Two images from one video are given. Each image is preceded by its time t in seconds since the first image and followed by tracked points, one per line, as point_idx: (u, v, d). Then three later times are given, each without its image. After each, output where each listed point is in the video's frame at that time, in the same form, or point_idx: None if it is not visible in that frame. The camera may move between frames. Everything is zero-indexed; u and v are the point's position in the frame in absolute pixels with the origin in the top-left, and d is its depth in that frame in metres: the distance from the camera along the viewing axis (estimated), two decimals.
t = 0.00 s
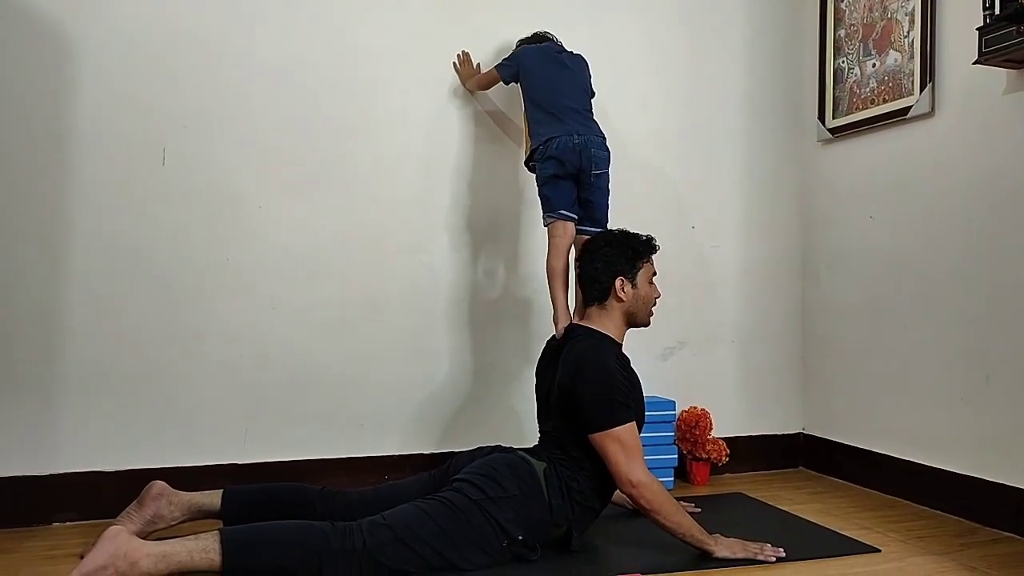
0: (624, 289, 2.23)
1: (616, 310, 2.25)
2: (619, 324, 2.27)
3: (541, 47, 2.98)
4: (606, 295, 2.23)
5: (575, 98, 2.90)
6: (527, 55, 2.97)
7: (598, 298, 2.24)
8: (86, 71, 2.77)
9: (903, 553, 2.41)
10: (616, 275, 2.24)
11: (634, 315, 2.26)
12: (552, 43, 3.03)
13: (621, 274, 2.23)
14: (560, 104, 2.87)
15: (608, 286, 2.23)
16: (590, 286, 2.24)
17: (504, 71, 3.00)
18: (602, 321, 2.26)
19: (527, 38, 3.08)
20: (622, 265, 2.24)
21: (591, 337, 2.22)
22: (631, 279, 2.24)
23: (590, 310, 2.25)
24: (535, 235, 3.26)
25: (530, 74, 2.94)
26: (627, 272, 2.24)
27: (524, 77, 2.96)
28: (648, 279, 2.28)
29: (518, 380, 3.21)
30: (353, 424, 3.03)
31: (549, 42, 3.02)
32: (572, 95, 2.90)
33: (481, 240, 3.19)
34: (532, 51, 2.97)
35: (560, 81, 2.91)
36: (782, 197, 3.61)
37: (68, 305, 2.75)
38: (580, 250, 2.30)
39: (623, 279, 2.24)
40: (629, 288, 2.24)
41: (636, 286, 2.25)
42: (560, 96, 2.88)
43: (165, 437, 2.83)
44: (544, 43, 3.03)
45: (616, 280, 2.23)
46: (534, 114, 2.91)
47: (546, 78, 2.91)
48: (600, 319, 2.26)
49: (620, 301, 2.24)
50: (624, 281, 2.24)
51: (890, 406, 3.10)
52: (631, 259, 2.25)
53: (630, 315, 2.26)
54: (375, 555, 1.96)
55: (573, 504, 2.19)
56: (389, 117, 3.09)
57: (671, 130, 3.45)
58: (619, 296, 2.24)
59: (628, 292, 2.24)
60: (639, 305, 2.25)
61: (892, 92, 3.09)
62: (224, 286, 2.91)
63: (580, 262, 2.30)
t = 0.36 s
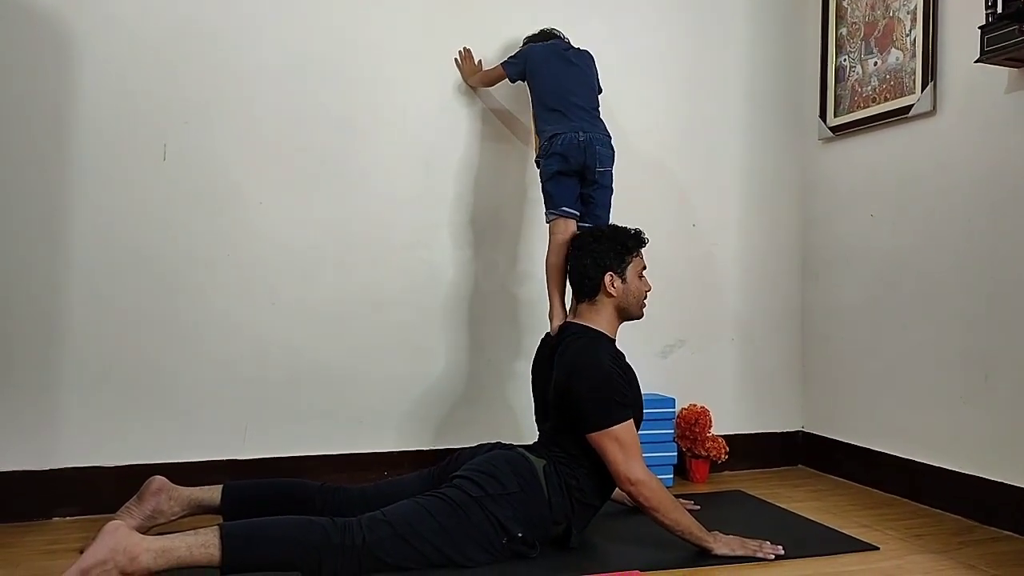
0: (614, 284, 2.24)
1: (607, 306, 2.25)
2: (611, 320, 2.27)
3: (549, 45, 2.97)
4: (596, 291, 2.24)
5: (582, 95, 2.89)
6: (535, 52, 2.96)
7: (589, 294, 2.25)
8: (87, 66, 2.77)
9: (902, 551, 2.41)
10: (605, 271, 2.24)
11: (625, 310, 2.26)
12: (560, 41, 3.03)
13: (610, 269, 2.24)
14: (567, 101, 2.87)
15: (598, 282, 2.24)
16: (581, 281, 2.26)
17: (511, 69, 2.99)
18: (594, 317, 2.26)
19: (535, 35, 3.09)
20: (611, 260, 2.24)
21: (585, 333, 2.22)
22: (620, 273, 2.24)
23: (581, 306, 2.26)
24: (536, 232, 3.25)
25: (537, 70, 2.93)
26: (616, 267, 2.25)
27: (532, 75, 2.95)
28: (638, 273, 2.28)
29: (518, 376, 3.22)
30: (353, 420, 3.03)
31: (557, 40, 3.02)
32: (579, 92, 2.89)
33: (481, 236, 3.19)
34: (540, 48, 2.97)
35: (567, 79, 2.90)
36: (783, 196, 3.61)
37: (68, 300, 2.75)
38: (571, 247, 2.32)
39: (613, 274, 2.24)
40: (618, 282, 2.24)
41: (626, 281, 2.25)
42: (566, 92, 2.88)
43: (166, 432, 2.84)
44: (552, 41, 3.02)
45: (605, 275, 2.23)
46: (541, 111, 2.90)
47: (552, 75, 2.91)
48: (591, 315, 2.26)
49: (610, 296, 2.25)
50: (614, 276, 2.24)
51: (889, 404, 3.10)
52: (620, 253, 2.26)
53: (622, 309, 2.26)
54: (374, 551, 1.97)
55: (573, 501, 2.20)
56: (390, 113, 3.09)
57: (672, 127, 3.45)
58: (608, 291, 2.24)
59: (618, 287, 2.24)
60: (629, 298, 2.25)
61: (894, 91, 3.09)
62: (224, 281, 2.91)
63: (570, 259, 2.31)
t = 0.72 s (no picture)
0: (612, 278, 2.23)
1: (606, 299, 2.25)
2: (609, 313, 2.27)
3: (549, 38, 2.97)
4: (594, 284, 2.24)
5: (578, 90, 2.89)
6: (534, 43, 2.95)
7: (586, 287, 2.25)
8: (87, 57, 2.77)
9: (900, 544, 2.42)
10: (603, 264, 2.23)
11: (623, 303, 2.26)
12: (562, 34, 3.01)
13: (609, 263, 2.23)
14: (563, 96, 2.87)
15: (596, 275, 2.23)
16: (580, 274, 2.26)
17: (510, 60, 2.98)
18: (592, 310, 2.26)
19: (540, 23, 3.05)
20: (610, 254, 2.23)
21: (582, 326, 2.23)
22: (619, 268, 2.24)
23: (578, 299, 2.26)
24: (536, 224, 3.25)
25: (536, 64, 2.92)
26: (615, 261, 2.24)
27: (530, 68, 2.94)
28: (638, 267, 2.27)
29: (517, 369, 3.22)
30: (352, 412, 3.04)
31: (559, 32, 3.00)
32: (576, 87, 2.89)
33: (480, 228, 3.19)
34: (540, 40, 2.95)
35: (565, 73, 2.90)
36: (784, 190, 3.61)
37: (68, 291, 2.75)
38: (571, 239, 2.31)
39: (611, 268, 2.23)
40: (616, 277, 2.23)
41: (624, 275, 2.24)
42: (563, 87, 2.88)
43: (166, 423, 2.84)
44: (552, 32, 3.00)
45: (603, 269, 2.23)
46: (539, 106, 2.90)
47: (551, 69, 2.90)
48: (589, 308, 2.27)
49: (608, 290, 2.24)
50: (612, 270, 2.23)
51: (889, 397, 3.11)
52: (620, 247, 2.24)
53: (619, 303, 2.26)
54: (373, 542, 1.99)
55: (572, 493, 2.21)
56: (391, 106, 3.09)
57: (673, 121, 3.45)
58: (606, 285, 2.24)
59: (616, 281, 2.24)
60: (627, 292, 2.25)
61: (895, 85, 3.09)
62: (224, 273, 2.91)
63: (570, 250, 2.31)
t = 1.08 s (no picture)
0: (615, 271, 2.23)
1: (609, 293, 2.26)
2: (613, 306, 2.27)
3: (551, 29, 2.95)
4: (597, 278, 2.24)
5: (579, 84, 2.88)
6: (534, 35, 2.94)
7: (590, 280, 2.26)
8: (90, 48, 2.77)
9: (901, 538, 2.42)
10: (606, 258, 2.23)
11: (627, 296, 2.26)
12: (565, 25, 2.99)
13: (611, 256, 2.23)
14: (564, 91, 2.86)
15: (599, 268, 2.23)
16: (583, 267, 2.25)
17: (512, 53, 2.97)
18: (595, 304, 2.27)
19: (540, 13, 3.04)
20: (613, 247, 2.23)
21: (586, 319, 2.23)
22: (622, 260, 2.23)
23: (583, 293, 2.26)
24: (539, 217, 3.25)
25: (537, 57, 2.91)
26: (618, 254, 2.23)
27: (532, 60, 2.93)
28: (641, 260, 2.26)
29: (519, 362, 3.22)
30: (354, 404, 3.04)
31: (560, 23, 2.99)
32: (577, 80, 2.88)
33: (482, 220, 3.18)
34: (541, 32, 2.94)
35: (566, 67, 2.88)
36: (788, 183, 3.60)
37: (71, 282, 2.76)
38: (574, 232, 2.31)
39: (614, 261, 2.23)
40: (619, 269, 2.23)
41: (627, 268, 2.23)
42: (564, 81, 2.86)
43: (168, 414, 2.85)
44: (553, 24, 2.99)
45: (605, 262, 2.23)
46: (539, 100, 2.89)
47: (551, 63, 2.88)
48: (594, 302, 2.27)
49: (611, 283, 2.24)
50: (615, 263, 2.23)
51: (891, 391, 3.11)
52: (623, 240, 2.24)
53: (623, 296, 2.26)
54: (375, 533, 2.00)
55: (573, 485, 2.21)
56: (394, 97, 3.08)
57: (677, 113, 3.44)
58: (610, 278, 2.24)
59: (619, 274, 2.23)
60: (631, 285, 2.24)
61: (900, 77, 3.07)
62: (227, 265, 2.91)
63: (573, 243, 2.30)
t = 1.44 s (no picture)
0: (615, 268, 2.22)
1: (609, 290, 2.25)
2: (612, 303, 2.27)
3: (551, 26, 2.94)
4: (597, 274, 2.24)
5: (574, 83, 2.87)
6: (535, 30, 2.93)
7: (591, 276, 2.25)
8: (90, 43, 2.76)
9: (901, 535, 2.42)
10: (607, 254, 2.22)
11: (626, 294, 2.26)
12: (565, 21, 2.98)
13: (613, 253, 2.22)
14: (560, 90, 2.85)
15: (600, 265, 2.23)
16: (584, 262, 2.25)
17: (512, 48, 2.95)
18: (594, 300, 2.27)
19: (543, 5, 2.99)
20: (615, 245, 2.22)
21: (587, 316, 2.22)
22: (623, 259, 2.23)
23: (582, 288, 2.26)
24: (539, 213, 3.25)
25: (537, 54, 2.89)
26: (619, 252, 2.23)
27: (531, 55, 2.91)
28: (643, 259, 2.25)
29: (519, 358, 3.22)
30: (354, 400, 3.04)
31: (562, 20, 2.97)
32: (574, 80, 2.87)
33: (482, 217, 3.18)
34: (540, 28, 2.93)
35: (563, 65, 2.87)
36: (789, 181, 3.59)
37: (71, 277, 2.76)
38: (578, 227, 2.30)
39: (615, 259, 2.22)
40: (620, 267, 2.23)
41: (628, 267, 2.23)
42: (559, 80, 2.86)
43: (168, 410, 2.85)
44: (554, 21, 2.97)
45: (607, 259, 2.22)
46: (534, 99, 2.88)
47: (547, 61, 2.87)
48: (593, 298, 2.27)
49: (611, 280, 2.24)
50: (616, 261, 2.22)
51: (890, 389, 3.11)
52: (626, 238, 2.23)
53: (622, 294, 2.26)
54: (375, 529, 2.00)
55: (573, 481, 2.21)
56: (394, 93, 3.08)
57: (678, 109, 3.43)
58: (610, 275, 2.23)
59: (619, 271, 2.23)
60: (631, 284, 2.24)
61: (901, 75, 3.07)
62: (226, 260, 2.91)
63: (576, 238, 2.30)
